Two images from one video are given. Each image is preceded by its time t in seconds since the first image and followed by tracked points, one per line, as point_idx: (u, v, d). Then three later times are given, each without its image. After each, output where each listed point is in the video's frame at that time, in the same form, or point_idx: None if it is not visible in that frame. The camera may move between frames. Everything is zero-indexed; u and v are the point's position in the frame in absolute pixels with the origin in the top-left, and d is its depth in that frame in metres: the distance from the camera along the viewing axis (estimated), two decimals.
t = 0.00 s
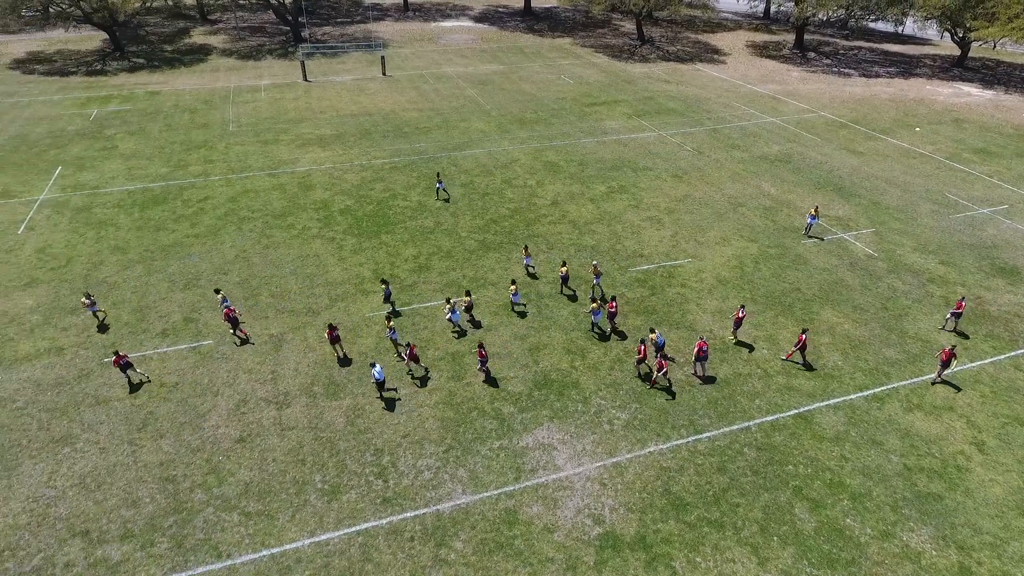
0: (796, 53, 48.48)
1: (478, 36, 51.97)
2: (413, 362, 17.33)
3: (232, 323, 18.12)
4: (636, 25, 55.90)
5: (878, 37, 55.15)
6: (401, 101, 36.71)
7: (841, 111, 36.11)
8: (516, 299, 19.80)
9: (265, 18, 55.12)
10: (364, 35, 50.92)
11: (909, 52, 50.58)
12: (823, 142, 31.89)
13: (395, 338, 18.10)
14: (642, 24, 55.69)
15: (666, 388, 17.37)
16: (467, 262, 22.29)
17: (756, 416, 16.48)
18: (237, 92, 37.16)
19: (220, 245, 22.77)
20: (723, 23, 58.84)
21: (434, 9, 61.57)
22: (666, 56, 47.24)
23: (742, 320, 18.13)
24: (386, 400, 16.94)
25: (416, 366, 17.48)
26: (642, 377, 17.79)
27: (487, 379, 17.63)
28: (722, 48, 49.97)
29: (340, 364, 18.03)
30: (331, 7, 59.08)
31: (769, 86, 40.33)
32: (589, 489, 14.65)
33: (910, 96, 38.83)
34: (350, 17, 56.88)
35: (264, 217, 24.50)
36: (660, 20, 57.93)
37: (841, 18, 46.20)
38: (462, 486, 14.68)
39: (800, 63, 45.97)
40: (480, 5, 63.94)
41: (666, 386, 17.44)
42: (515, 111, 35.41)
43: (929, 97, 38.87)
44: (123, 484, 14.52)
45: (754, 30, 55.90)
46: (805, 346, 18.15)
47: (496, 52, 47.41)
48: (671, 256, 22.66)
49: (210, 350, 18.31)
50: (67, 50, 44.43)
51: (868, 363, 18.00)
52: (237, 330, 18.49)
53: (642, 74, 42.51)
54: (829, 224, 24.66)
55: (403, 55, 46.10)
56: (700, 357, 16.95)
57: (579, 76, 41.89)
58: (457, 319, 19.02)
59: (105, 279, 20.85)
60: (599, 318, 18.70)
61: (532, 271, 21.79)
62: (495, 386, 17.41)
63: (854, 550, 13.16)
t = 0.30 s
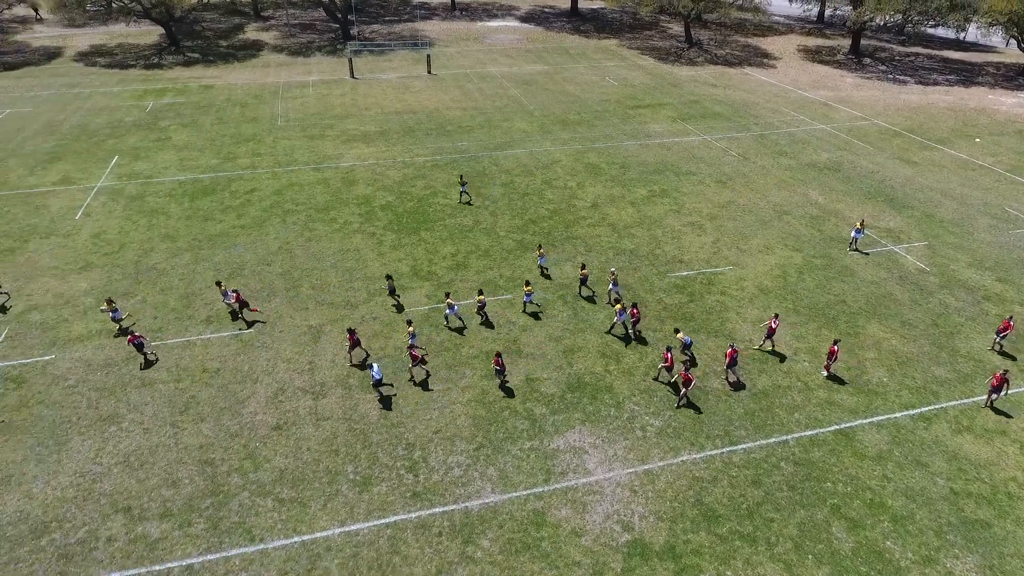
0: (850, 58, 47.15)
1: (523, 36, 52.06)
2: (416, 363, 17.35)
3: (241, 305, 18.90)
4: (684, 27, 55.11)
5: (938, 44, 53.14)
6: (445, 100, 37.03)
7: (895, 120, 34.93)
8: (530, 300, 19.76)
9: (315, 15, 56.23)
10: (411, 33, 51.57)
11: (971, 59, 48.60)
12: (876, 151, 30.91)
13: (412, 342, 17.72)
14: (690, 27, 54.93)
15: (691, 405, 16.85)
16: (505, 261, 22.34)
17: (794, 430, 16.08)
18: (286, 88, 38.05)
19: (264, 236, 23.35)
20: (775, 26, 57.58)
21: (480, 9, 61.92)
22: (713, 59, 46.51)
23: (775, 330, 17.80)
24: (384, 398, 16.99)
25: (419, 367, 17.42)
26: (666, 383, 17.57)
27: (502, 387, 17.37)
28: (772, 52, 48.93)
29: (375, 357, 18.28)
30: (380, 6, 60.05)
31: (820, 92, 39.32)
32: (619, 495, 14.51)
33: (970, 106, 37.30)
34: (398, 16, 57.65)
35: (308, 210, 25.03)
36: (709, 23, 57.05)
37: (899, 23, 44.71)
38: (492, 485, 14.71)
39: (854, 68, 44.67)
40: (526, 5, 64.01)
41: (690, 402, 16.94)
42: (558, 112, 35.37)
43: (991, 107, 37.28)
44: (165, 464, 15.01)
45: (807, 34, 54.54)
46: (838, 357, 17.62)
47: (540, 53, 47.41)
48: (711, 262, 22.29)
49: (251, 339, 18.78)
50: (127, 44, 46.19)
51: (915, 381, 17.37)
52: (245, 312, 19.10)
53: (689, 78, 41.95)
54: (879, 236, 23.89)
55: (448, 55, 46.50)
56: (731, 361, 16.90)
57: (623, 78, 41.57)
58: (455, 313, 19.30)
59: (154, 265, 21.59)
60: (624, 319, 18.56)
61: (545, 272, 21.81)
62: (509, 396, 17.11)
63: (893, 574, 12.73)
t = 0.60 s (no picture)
0: (888, 62, 46.21)
1: (554, 37, 52.02)
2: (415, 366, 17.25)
3: (246, 294, 19.31)
4: (717, 29, 54.49)
5: (981, 49, 51.74)
6: (475, 99, 37.17)
7: (933, 126, 34.11)
8: (538, 300, 19.70)
9: (348, 14, 56.88)
10: (442, 33, 51.87)
11: (1015, 65, 47.23)
12: (912, 158, 30.23)
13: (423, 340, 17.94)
14: (723, 29, 54.36)
15: (709, 417, 16.49)
16: (529, 261, 22.33)
17: (820, 440, 15.79)
18: (318, 86, 38.56)
19: (293, 231, 23.68)
20: (811, 29, 56.66)
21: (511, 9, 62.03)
22: (746, 61, 45.96)
23: (797, 336, 17.55)
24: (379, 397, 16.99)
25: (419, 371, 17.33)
26: (681, 390, 17.32)
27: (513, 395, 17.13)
28: (807, 55, 48.18)
29: (398, 353, 18.42)
30: (412, 5, 60.54)
31: (856, 97, 38.60)
32: (638, 499, 14.40)
33: (1012, 113, 36.24)
34: (429, 15, 58.05)
35: (336, 207, 25.31)
36: (742, 25, 56.36)
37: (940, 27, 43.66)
38: (510, 485, 14.70)
39: (891, 73, 43.76)
40: (556, 6, 63.95)
41: (705, 412, 16.60)
42: (587, 113, 35.26)
43: None
44: (190, 453, 15.29)
45: (844, 38, 53.55)
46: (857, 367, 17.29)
47: (571, 54, 47.32)
48: (739, 267, 22.02)
49: (277, 332, 19.04)
50: (165, 41, 47.27)
51: (948, 394, 16.92)
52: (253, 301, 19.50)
53: (720, 80, 41.51)
54: (913, 244, 23.36)
55: (478, 54, 46.68)
56: (750, 365, 16.63)
57: (654, 80, 41.29)
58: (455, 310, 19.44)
59: (185, 258, 22.03)
60: (637, 320, 18.67)
61: (555, 271, 21.82)
62: (519, 402, 16.90)
63: None
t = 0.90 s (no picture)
0: (914, 66, 45.54)
1: (574, 37, 51.95)
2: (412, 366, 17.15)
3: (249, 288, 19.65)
4: (740, 30, 54.02)
5: (1011, 53, 50.75)
6: (494, 99, 37.23)
7: (959, 131, 33.55)
8: (543, 301, 19.71)
9: (370, 13, 57.23)
10: (463, 32, 52.03)
11: None
12: (938, 163, 29.75)
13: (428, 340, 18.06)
14: (746, 30, 53.92)
15: (716, 425, 16.26)
16: (546, 262, 22.32)
17: (836, 447, 15.60)
18: (339, 84, 38.85)
19: (311, 228, 23.87)
20: (836, 31, 56.00)
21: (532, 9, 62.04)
22: (769, 63, 45.54)
23: (811, 342, 17.43)
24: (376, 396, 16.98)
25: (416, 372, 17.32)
26: (691, 396, 17.12)
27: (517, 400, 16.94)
28: (831, 57, 47.63)
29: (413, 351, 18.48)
30: (434, 5, 60.78)
31: (881, 100, 38.09)
32: (650, 503, 14.32)
33: None
34: (450, 15, 58.24)
35: (354, 205, 25.48)
36: (766, 26, 55.85)
37: (969, 30, 42.91)
38: (522, 485, 14.69)
39: (918, 76, 43.13)
40: (578, 6, 63.85)
41: (714, 420, 16.37)
42: (606, 114, 35.16)
43: None
44: (207, 446, 15.47)
45: (870, 40, 52.87)
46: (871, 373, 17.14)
47: (591, 54, 47.21)
48: (757, 271, 21.82)
49: (294, 328, 19.21)
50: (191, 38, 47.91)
51: (970, 404, 16.63)
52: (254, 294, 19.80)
53: (742, 82, 41.19)
54: (937, 251, 22.99)
55: (499, 54, 46.75)
56: (761, 369, 16.60)
57: (674, 81, 41.09)
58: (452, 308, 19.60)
59: (204, 253, 22.29)
60: (646, 321, 18.52)
61: (559, 271, 21.84)
62: (524, 407, 16.75)
63: None
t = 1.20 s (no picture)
0: (935, 68, 44.99)
1: (589, 38, 51.84)
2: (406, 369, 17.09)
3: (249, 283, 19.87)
4: (756, 32, 53.62)
5: None
6: (509, 99, 37.24)
7: (979, 134, 33.10)
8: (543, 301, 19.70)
9: (386, 13, 57.46)
10: (478, 32, 52.10)
11: None
12: (957, 167, 29.36)
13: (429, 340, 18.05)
14: (763, 31, 53.51)
15: (720, 432, 16.06)
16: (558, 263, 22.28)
17: (849, 453, 15.43)
18: (354, 83, 39.04)
19: (325, 227, 24.00)
20: (855, 33, 55.45)
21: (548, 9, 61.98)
22: (786, 65, 45.16)
23: (822, 345, 17.29)
24: (365, 399, 16.90)
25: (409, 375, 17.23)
26: (696, 402, 16.92)
27: (518, 405, 16.80)
28: (850, 59, 47.17)
29: (424, 350, 18.53)
30: (449, 5, 60.91)
31: (900, 103, 37.67)
32: (659, 506, 14.25)
33: None
34: (465, 15, 58.30)
35: (367, 203, 25.59)
36: (783, 28, 55.41)
37: (991, 32, 42.31)
38: (531, 486, 14.67)
39: (938, 79, 42.61)
40: (593, 7, 63.74)
41: (719, 428, 16.16)
42: (621, 115, 35.04)
43: None
44: (218, 441, 15.60)
45: (889, 42, 52.30)
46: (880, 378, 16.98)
47: (606, 55, 47.08)
48: (771, 275, 21.65)
49: (306, 325, 19.31)
50: (209, 37, 48.37)
51: (986, 412, 16.39)
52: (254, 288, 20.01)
53: (758, 84, 40.90)
54: (955, 256, 22.68)
55: (514, 54, 46.76)
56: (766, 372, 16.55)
57: (690, 82, 40.87)
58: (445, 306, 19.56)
59: (219, 250, 22.49)
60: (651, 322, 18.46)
61: (560, 272, 21.80)
62: (527, 414, 16.53)
63: None
